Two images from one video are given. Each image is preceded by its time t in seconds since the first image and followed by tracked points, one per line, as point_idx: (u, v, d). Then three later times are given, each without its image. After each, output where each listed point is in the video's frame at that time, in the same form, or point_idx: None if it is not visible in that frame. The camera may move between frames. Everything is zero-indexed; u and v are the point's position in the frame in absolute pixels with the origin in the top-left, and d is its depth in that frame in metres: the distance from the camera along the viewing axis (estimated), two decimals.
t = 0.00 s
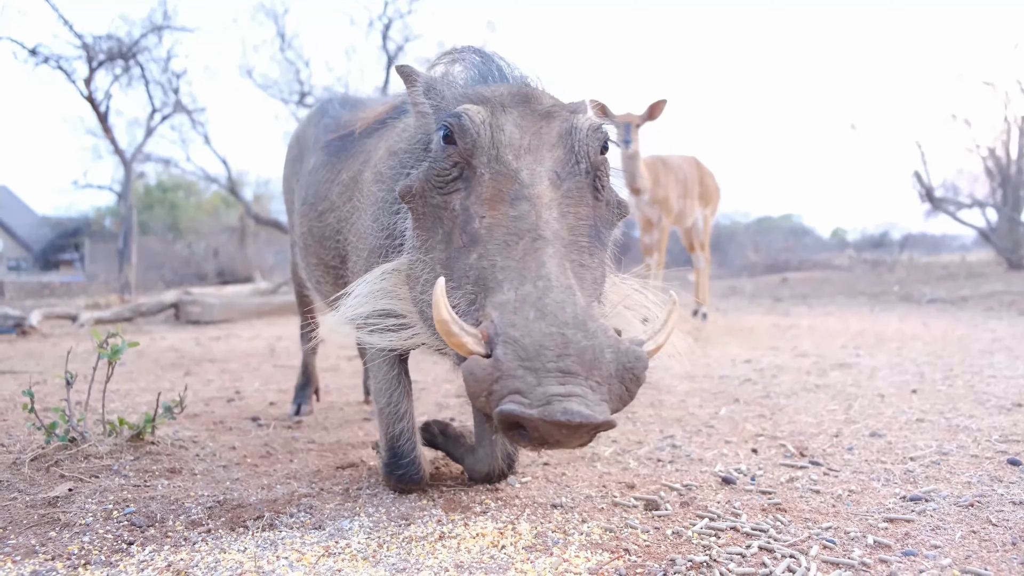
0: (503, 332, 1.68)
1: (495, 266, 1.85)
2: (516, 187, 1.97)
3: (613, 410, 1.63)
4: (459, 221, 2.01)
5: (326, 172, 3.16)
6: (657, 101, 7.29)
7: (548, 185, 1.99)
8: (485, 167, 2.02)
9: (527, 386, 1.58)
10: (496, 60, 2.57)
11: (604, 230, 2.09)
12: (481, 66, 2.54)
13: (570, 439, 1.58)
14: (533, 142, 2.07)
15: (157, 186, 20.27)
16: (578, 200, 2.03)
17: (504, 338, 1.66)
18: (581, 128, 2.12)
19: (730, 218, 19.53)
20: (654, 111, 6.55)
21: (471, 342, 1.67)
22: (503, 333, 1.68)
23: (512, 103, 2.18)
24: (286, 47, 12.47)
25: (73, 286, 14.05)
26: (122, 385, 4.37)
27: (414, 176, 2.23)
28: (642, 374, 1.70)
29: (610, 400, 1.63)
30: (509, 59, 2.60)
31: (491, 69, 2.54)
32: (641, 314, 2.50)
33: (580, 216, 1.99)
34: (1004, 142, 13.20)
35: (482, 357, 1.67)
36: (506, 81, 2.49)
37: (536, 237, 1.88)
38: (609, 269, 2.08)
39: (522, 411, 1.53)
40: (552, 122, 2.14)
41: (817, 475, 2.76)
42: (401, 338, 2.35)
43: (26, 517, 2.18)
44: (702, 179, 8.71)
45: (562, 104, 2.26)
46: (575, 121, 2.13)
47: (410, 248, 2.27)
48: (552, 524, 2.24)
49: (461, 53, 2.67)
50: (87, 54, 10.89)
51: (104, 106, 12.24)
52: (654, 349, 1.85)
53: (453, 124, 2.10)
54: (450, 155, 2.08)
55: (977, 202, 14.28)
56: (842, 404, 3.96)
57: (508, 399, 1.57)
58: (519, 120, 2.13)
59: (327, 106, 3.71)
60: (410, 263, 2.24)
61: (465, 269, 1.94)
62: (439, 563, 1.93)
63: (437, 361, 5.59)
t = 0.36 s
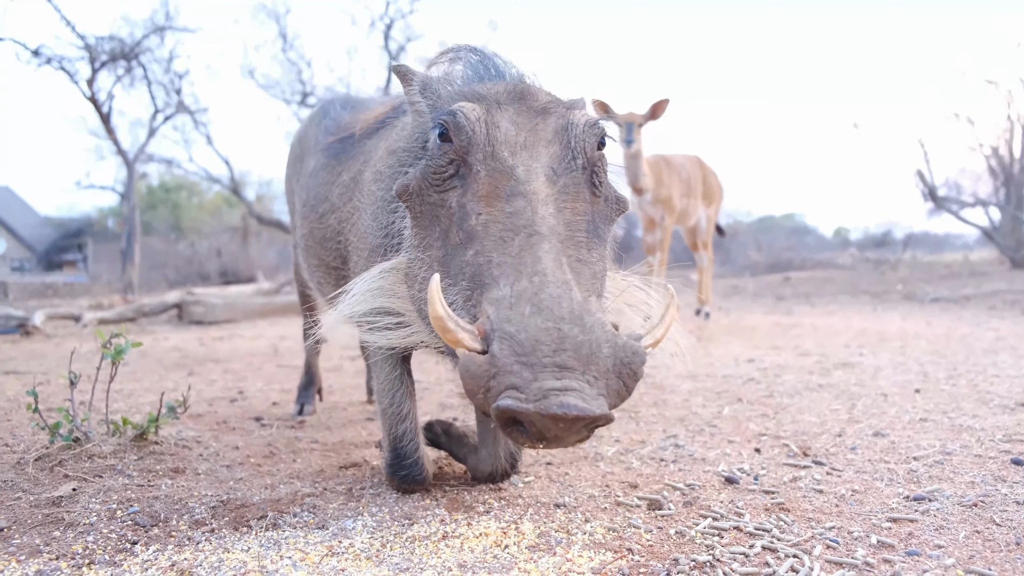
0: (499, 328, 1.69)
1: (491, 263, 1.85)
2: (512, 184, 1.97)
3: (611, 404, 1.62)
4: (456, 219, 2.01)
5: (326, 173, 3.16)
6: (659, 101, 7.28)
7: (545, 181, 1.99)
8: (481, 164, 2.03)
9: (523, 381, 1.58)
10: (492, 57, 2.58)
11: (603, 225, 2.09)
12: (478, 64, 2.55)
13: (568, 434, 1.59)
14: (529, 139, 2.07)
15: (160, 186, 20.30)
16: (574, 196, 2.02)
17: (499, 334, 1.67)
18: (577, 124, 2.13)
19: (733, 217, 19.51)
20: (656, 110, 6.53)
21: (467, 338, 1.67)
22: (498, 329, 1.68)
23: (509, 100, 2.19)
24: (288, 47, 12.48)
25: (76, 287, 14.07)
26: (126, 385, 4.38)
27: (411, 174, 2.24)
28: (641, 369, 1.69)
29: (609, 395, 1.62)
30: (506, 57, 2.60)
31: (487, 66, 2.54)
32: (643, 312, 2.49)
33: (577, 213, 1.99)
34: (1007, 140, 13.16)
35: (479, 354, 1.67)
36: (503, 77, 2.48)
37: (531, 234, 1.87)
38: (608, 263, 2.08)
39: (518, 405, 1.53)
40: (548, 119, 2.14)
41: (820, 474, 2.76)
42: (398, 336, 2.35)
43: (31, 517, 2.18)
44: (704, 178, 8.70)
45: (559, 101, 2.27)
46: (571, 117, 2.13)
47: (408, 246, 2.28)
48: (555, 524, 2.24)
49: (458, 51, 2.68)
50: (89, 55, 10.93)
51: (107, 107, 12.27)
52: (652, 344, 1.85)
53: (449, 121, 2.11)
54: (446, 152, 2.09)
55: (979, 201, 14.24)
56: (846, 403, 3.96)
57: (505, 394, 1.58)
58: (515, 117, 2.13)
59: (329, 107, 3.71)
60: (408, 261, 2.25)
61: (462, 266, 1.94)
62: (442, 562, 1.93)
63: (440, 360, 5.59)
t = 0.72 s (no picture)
0: (514, 314, 1.69)
1: (503, 253, 1.85)
2: (520, 176, 1.98)
3: (629, 388, 1.62)
4: (464, 214, 2.02)
5: (328, 173, 3.17)
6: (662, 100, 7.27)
7: (552, 174, 1.99)
8: (487, 158, 2.03)
9: (541, 363, 1.58)
10: (493, 56, 2.58)
11: (608, 221, 2.10)
12: (480, 63, 2.55)
13: (587, 415, 1.58)
14: (534, 135, 2.07)
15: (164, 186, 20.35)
16: (581, 189, 2.03)
17: (515, 319, 1.67)
18: (581, 119, 2.14)
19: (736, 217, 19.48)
20: (660, 110, 6.53)
21: (483, 324, 1.67)
22: (514, 314, 1.69)
23: (512, 96, 2.19)
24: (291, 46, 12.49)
25: (80, 286, 14.11)
26: (129, 385, 4.39)
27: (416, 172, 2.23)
28: (657, 354, 1.68)
29: (626, 379, 1.62)
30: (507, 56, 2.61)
31: (489, 65, 2.54)
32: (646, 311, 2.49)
33: (584, 205, 2.00)
34: (1011, 140, 13.11)
35: (494, 340, 1.67)
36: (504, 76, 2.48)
37: (542, 224, 1.88)
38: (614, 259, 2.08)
39: (536, 385, 1.53)
40: (552, 114, 2.15)
41: (824, 474, 2.76)
42: (405, 332, 2.35)
43: (35, 516, 2.19)
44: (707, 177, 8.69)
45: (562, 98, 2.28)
46: (574, 113, 2.15)
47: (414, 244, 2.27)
48: (558, 523, 2.24)
49: (459, 51, 2.68)
50: (93, 55, 10.95)
51: (111, 106, 12.30)
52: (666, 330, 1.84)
53: (455, 118, 2.11)
54: (452, 148, 2.09)
55: (983, 201, 14.20)
56: (849, 403, 3.95)
57: (523, 377, 1.58)
58: (519, 113, 2.13)
59: (331, 107, 3.71)
60: (413, 259, 2.25)
61: (471, 258, 1.94)
62: (446, 562, 1.93)
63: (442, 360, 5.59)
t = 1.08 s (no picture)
0: (517, 315, 1.68)
1: (507, 254, 1.85)
2: (525, 177, 1.97)
3: (630, 391, 1.62)
4: (468, 213, 2.02)
5: (331, 171, 3.17)
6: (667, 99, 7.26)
7: (557, 174, 1.99)
8: (493, 158, 2.02)
9: (545, 367, 1.57)
10: (499, 55, 2.58)
11: (612, 221, 2.10)
12: (483, 62, 2.54)
13: (590, 419, 1.57)
14: (540, 134, 2.07)
15: (168, 184, 20.39)
16: (586, 190, 2.03)
17: (519, 321, 1.66)
18: (587, 120, 2.13)
19: (740, 216, 19.45)
20: (665, 108, 6.51)
21: (486, 326, 1.68)
22: (518, 316, 1.68)
23: (516, 95, 2.19)
24: (296, 45, 12.49)
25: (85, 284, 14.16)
26: (133, 382, 4.40)
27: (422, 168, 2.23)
28: (659, 357, 1.68)
29: (628, 382, 1.62)
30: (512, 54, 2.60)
31: (495, 63, 2.53)
32: (650, 310, 2.49)
33: (588, 206, 2.00)
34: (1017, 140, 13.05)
35: (498, 342, 1.67)
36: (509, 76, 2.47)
37: (546, 225, 1.88)
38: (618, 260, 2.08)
39: (541, 390, 1.52)
40: (557, 114, 2.15)
41: (827, 474, 2.75)
42: (409, 331, 2.36)
43: (39, 513, 2.20)
44: (713, 177, 8.67)
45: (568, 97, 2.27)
46: (580, 112, 2.14)
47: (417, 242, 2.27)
48: (561, 522, 2.24)
49: (462, 50, 2.68)
50: (98, 53, 10.97)
51: (115, 104, 12.32)
52: (669, 333, 1.84)
53: (461, 117, 2.11)
54: (458, 146, 2.09)
55: (989, 201, 14.15)
56: (853, 403, 3.95)
57: (527, 380, 1.57)
58: (525, 112, 2.13)
59: (335, 106, 3.71)
60: (418, 257, 2.25)
61: (476, 259, 1.94)
62: (449, 560, 1.94)
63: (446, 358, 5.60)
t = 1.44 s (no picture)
0: (521, 316, 1.68)
1: (510, 253, 1.85)
2: (527, 175, 1.97)
3: (634, 391, 1.61)
4: (470, 212, 2.01)
5: (332, 170, 3.17)
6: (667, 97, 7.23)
7: (560, 173, 1.99)
8: (496, 156, 2.02)
9: (547, 367, 1.57)
10: (502, 53, 2.57)
11: (615, 220, 2.09)
12: (486, 60, 2.54)
13: (592, 419, 1.58)
14: (542, 133, 2.07)
15: (172, 182, 20.42)
16: (588, 188, 2.03)
17: (521, 321, 1.66)
18: (589, 119, 2.13)
19: (744, 214, 19.41)
20: (666, 106, 6.48)
21: (489, 326, 1.67)
22: (521, 316, 1.68)
23: (518, 92, 2.19)
24: (299, 44, 12.47)
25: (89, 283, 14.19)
26: (137, 381, 4.41)
27: (424, 166, 2.23)
28: (661, 357, 1.68)
29: (630, 382, 1.61)
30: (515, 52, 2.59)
31: (497, 61, 2.53)
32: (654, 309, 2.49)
33: (590, 205, 1.99)
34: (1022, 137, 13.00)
35: (501, 342, 1.67)
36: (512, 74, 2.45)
37: (549, 224, 1.87)
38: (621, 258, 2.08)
39: (543, 391, 1.52)
40: (560, 112, 2.14)
41: (831, 472, 2.75)
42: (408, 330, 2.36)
43: (44, 511, 2.20)
44: (717, 175, 8.64)
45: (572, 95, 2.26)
46: (583, 111, 2.14)
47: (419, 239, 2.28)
48: (564, 520, 2.24)
49: (465, 47, 2.68)
50: (102, 52, 10.99)
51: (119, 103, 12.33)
52: (671, 333, 1.84)
53: (463, 115, 2.11)
54: (461, 145, 2.09)
55: (993, 199, 14.10)
56: (857, 401, 3.94)
57: (529, 380, 1.57)
58: (527, 111, 2.12)
59: (337, 105, 3.71)
60: (420, 255, 2.25)
61: (479, 257, 1.94)
62: (452, 558, 1.94)
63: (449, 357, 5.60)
